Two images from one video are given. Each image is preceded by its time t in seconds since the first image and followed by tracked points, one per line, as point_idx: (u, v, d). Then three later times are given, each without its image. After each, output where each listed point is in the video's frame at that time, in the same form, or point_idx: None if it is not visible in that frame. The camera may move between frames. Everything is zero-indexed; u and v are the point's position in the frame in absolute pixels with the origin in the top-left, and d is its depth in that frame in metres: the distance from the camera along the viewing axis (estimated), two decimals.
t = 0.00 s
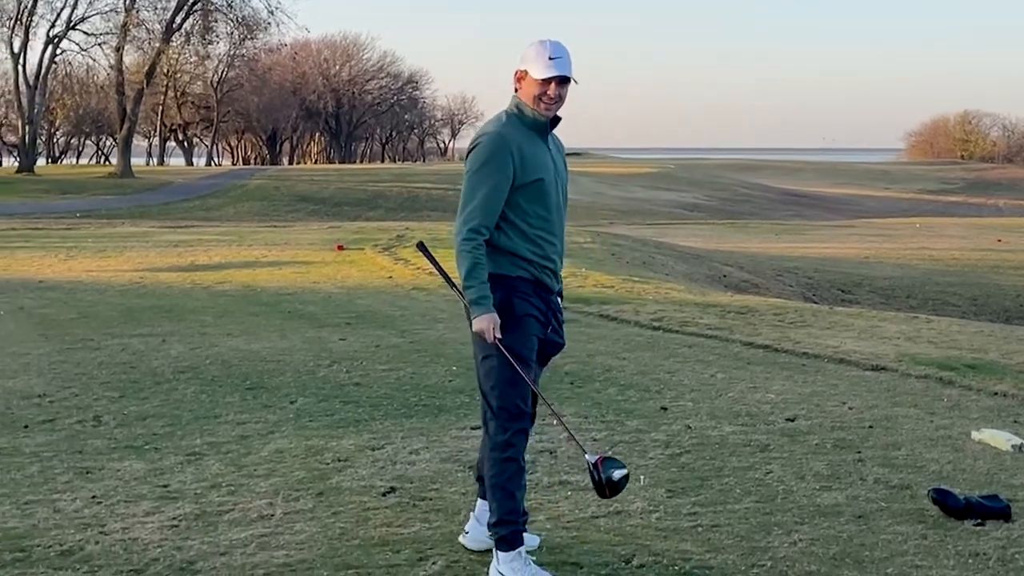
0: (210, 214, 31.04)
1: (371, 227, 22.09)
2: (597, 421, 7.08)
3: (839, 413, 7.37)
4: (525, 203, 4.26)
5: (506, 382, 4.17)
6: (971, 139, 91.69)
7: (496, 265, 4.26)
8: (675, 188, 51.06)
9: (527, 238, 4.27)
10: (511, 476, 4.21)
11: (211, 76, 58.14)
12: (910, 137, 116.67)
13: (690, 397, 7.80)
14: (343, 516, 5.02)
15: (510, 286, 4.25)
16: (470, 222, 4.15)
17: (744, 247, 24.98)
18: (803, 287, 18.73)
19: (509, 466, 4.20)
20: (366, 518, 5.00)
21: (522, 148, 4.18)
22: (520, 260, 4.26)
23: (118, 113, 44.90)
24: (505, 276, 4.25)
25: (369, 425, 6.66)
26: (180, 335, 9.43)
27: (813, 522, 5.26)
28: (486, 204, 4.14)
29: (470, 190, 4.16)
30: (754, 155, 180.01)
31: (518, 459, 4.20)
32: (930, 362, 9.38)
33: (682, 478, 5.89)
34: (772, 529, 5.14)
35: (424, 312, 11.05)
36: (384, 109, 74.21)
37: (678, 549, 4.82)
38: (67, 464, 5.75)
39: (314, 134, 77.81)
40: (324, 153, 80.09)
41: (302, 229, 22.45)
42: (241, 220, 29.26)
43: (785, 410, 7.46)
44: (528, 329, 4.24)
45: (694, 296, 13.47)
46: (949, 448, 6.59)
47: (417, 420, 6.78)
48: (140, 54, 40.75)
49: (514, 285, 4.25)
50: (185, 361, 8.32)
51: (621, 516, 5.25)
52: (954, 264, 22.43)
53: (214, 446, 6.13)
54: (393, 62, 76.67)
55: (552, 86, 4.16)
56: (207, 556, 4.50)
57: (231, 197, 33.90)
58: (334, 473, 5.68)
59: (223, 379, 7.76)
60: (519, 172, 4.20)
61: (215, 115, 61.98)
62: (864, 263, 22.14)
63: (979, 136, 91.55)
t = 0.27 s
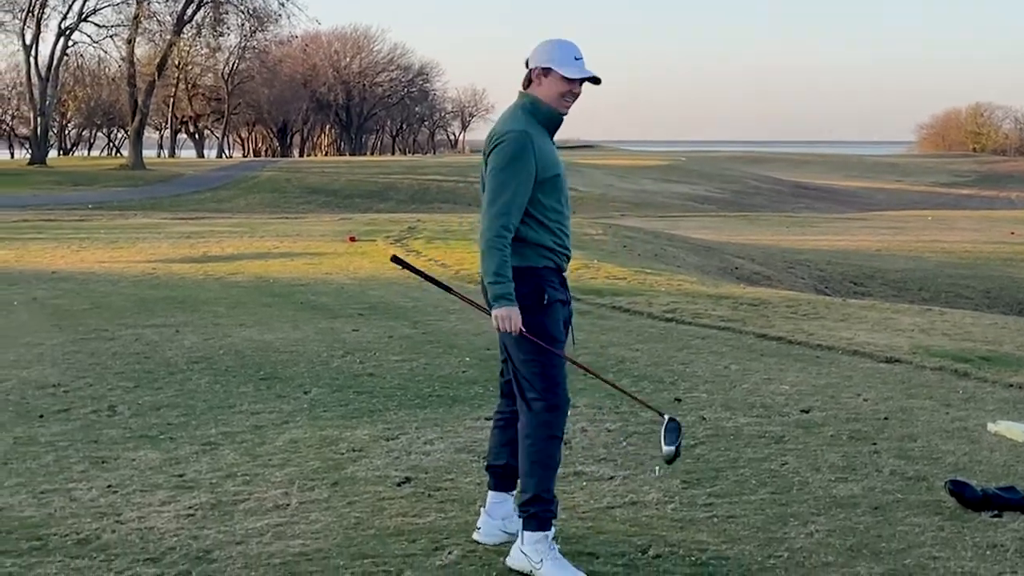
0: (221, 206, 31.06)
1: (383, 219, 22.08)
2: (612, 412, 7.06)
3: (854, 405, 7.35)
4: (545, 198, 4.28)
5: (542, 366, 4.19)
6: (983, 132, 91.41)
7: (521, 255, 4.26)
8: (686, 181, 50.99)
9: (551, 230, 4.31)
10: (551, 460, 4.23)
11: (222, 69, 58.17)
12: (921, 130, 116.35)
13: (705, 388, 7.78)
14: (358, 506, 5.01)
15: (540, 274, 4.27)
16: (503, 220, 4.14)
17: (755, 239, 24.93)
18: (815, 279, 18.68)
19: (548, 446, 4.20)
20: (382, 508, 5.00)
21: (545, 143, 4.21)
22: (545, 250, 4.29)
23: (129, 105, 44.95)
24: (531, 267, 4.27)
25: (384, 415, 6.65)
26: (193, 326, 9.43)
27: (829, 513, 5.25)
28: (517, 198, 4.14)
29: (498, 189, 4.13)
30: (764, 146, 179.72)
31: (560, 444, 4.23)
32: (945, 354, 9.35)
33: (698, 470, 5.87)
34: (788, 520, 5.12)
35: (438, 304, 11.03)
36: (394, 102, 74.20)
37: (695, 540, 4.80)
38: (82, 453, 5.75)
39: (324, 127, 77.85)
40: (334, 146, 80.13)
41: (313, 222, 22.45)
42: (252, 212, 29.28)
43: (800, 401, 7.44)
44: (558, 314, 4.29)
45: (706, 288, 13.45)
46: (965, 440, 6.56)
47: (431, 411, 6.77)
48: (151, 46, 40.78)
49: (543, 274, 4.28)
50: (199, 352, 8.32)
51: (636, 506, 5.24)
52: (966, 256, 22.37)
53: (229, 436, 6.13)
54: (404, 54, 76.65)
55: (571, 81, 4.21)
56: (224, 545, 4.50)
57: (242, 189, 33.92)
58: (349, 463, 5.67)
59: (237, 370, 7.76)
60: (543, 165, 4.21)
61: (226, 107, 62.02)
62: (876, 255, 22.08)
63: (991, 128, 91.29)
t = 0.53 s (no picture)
0: (235, 199, 31.09)
1: (397, 212, 22.07)
2: (629, 403, 7.04)
3: (872, 397, 7.32)
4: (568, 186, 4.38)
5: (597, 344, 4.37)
6: (997, 125, 91.05)
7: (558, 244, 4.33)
8: (700, 174, 50.90)
9: (576, 213, 4.42)
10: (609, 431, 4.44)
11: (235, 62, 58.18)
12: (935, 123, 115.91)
13: (721, 380, 7.76)
14: (376, 497, 5.00)
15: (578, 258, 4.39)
16: (555, 211, 4.17)
17: (770, 232, 24.88)
18: (830, 272, 18.63)
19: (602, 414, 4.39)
20: (399, 499, 4.98)
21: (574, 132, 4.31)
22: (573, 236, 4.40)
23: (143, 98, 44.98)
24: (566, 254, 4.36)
25: (400, 406, 6.64)
26: (209, 317, 9.43)
27: (848, 505, 5.22)
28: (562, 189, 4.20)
29: (547, 181, 4.15)
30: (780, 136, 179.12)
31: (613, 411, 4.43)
32: (962, 346, 9.31)
33: (716, 461, 5.85)
34: (807, 512, 5.10)
35: (453, 295, 11.02)
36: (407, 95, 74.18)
37: (713, 531, 4.78)
38: (99, 444, 5.75)
39: (337, 120, 77.87)
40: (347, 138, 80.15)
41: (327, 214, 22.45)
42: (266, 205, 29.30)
43: (817, 392, 7.41)
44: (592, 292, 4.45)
45: (721, 280, 13.42)
46: (984, 432, 6.53)
47: (448, 403, 6.76)
48: (165, 39, 40.83)
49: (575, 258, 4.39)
50: (214, 343, 8.31)
51: (654, 498, 5.22)
52: (981, 249, 22.28)
53: (246, 427, 6.12)
54: (417, 47, 76.61)
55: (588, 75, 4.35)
56: (242, 535, 4.49)
57: (256, 181, 33.95)
58: (366, 453, 5.66)
59: (254, 361, 7.76)
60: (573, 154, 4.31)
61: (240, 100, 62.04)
62: (891, 247, 22.00)
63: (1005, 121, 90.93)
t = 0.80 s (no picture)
0: (248, 194, 31.15)
1: (410, 206, 22.09)
2: (643, 398, 7.06)
3: (886, 390, 7.32)
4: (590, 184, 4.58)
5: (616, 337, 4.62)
6: (1009, 117, 90.75)
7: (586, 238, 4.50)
8: (711, 166, 50.85)
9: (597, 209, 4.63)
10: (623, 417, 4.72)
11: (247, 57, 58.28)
12: (948, 115, 115.56)
13: (735, 374, 7.77)
14: (392, 492, 5.02)
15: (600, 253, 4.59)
16: (598, 199, 4.38)
17: (781, 224, 24.86)
18: (843, 265, 18.61)
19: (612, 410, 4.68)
20: (415, 494, 5.01)
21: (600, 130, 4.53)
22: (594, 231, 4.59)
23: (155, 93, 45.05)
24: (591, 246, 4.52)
25: (415, 401, 6.67)
26: (224, 313, 9.47)
27: (863, 498, 5.23)
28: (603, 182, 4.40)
29: (591, 169, 4.35)
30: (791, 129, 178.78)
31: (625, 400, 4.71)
32: (975, 339, 9.31)
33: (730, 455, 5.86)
34: (822, 506, 5.11)
35: (467, 289, 11.04)
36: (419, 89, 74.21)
37: (729, 525, 4.80)
38: (118, 440, 5.79)
39: (349, 115, 77.93)
40: (359, 133, 80.19)
41: (340, 209, 22.50)
42: (279, 200, 29.37)
43: (831, 386, 7.42)
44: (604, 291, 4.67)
45: (734, 274, 13.42)
46: (998, 425, 6.53)
47: (462, 397, 6.78)
48: (177, 34, 40.89)
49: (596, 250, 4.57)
50: (230, 339, 8.34)
51: (669, 492, 5.23)
52: (994, 241, 22.24)
53: (262, 422, 6.15)
54: (428, 42, 76.61)
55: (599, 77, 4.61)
56: (259, 531, 4.52)
57: (268, 177, 34.01)
58: (381, 449, 5.68)
59: (269, 356, 7.79)
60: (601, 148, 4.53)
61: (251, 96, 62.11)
62: (904, 240, 21.98)
63: (1017, 112, 90.61)
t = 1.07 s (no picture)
0: (253, 195, 31.15)
1: (416, 205, 22.07)
2: (654, 397, 7.03)
3: (897, 387, 7.29)
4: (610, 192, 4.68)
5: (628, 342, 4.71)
6: (1014, 109, 90.53)
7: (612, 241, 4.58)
8: (716, 162, 50.76)
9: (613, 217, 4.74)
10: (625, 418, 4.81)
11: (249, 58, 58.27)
12: (952, 107, 115.31)
13: (746, 372, 7.74)
14: (404, 495, 5.00)
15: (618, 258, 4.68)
16: (633, 200, 4.47)
17: (788, 220, 24.80)
18: (850, 260, 18.57)
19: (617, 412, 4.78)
20: (427, 497, 4.99)
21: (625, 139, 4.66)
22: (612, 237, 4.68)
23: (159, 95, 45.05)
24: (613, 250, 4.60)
25: (425, 403, 6.64)
26: (232, 316, 9.45)
27: (877, 497, 5.20)
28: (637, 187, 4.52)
29: (627, 172, 4.46)
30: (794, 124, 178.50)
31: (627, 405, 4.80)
32: (986, 334, 9.27)
33: (742, 454, 5.83)
34: (837, 504, 5.08)
35: (475, 289, 11.02)
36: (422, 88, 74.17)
37: (742, 525, 4.77)
38: (128, 445, 5.76)
39: (352, 114, 77.92)
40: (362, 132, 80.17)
41: (346, 209, 22.47)
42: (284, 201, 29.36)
43: (843, 383, 7.38)
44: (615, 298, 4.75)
45: (742, 270, 13.39)
46: (1011, 421, 6.50)
47: (472, 398, 6.76)
48: (180, 36, 40.88)
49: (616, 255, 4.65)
50: (238, 342, 8.32)
51: (682, 492, 5.20)
52: (1001, 234, 22.18)
53: (272, 426, 6.13)
54: (431, 40, 76.57)
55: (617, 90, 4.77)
56: (272, 536, 4.49)
57: (273, 178, 34.01)
58: (392, 451, 5.66)
59: (277, 359, 7.77)
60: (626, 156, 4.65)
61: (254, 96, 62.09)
62: (911, 234, 21.92)
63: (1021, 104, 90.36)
